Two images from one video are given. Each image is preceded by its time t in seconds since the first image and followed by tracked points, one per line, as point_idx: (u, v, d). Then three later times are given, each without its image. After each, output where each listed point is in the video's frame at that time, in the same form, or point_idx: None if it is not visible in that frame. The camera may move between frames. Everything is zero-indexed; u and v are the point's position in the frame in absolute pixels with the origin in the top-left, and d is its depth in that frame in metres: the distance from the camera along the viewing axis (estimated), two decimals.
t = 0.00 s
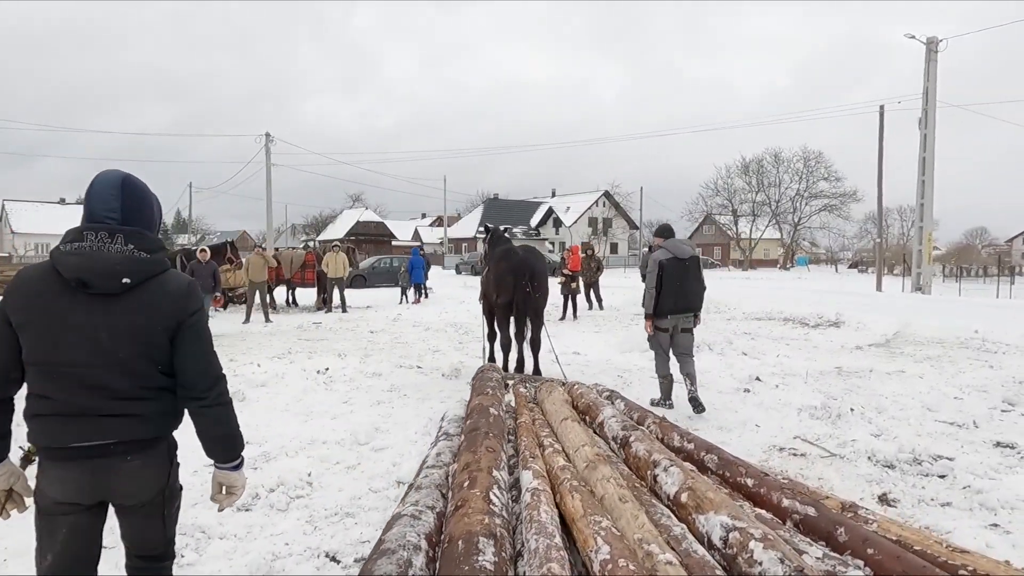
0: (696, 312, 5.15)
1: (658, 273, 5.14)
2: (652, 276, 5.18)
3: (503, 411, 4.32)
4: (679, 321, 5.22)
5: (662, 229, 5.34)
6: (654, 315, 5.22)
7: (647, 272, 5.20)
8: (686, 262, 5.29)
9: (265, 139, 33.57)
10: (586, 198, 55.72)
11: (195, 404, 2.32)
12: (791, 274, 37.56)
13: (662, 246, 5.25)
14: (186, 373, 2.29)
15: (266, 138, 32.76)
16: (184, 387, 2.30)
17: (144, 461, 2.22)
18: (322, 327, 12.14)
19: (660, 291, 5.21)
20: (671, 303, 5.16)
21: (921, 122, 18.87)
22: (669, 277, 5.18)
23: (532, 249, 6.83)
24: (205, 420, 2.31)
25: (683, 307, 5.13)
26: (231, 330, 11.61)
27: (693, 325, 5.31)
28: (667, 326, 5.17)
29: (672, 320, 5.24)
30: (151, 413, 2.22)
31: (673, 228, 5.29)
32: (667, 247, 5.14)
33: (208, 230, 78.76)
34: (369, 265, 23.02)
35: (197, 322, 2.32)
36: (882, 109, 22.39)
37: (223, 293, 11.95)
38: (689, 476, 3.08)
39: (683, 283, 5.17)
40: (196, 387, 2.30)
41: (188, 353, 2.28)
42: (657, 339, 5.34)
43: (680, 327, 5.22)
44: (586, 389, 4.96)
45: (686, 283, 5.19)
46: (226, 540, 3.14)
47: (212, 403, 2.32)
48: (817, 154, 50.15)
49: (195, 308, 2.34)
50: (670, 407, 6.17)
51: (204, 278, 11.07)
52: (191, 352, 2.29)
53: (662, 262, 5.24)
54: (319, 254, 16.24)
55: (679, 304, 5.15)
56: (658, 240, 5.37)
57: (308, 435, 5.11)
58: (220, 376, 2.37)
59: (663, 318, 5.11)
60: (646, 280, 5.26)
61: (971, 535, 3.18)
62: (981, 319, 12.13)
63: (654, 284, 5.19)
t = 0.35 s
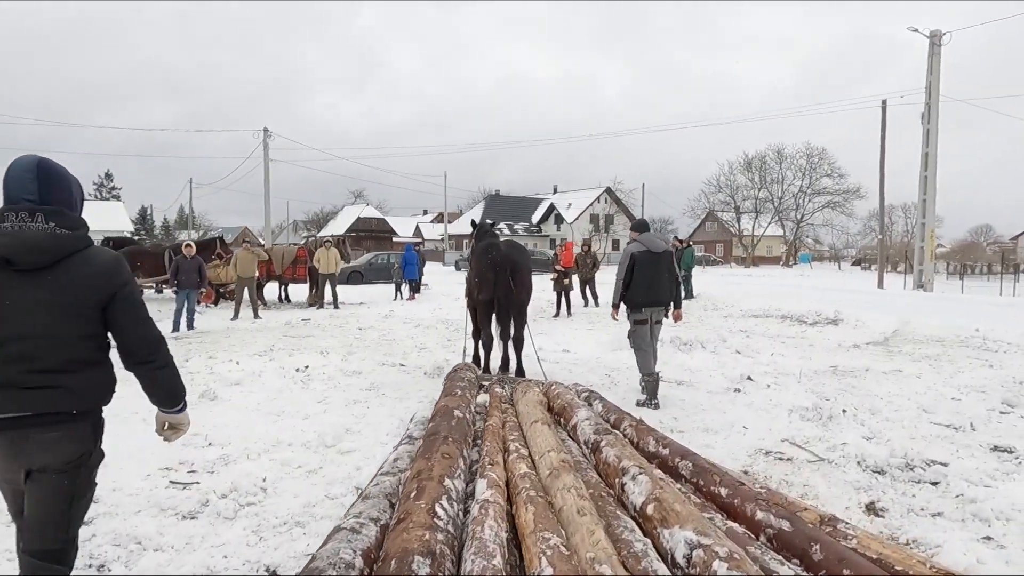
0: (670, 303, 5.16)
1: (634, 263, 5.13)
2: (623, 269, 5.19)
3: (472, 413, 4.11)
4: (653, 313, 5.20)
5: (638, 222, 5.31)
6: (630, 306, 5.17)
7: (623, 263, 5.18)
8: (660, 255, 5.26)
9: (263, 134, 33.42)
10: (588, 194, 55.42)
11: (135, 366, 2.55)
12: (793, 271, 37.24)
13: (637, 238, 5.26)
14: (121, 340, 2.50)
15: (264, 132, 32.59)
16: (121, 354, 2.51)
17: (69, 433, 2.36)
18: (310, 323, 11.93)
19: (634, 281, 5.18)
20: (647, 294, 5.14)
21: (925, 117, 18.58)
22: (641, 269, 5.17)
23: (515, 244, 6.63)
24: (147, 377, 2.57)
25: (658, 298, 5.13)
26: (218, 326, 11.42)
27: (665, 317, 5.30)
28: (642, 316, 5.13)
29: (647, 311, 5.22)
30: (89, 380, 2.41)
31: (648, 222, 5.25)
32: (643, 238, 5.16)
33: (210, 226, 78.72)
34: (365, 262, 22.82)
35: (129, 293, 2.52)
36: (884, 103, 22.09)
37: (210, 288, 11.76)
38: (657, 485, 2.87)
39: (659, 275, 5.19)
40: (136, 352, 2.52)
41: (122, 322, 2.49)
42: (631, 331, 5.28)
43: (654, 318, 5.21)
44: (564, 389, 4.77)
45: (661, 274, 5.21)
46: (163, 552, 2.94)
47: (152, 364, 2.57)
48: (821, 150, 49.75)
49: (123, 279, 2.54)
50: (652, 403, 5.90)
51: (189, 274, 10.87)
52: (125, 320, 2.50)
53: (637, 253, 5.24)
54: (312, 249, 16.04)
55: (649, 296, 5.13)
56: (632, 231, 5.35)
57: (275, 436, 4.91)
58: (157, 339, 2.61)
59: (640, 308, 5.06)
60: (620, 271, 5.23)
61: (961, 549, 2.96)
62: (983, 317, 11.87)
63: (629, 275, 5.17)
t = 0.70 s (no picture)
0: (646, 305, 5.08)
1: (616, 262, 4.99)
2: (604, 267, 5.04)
3: (437, 423, 3.92)
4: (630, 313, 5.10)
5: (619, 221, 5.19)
6: (608, 305, 5.03)
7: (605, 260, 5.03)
8: (639, 256, 5.17)
9: (263, 136, 33.52)
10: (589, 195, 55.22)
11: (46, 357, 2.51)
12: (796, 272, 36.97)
13: (620, 237, 5.13)
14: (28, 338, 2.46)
15: (263, 134, 32.51)
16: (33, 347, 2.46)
17: None
18: (298, 326, 11.76)
19: (614, 280, 5.05)
20: (626, 294, 5.03)
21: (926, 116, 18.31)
22: (621, 268, 5.05)
23: (493, 246, 6.50)
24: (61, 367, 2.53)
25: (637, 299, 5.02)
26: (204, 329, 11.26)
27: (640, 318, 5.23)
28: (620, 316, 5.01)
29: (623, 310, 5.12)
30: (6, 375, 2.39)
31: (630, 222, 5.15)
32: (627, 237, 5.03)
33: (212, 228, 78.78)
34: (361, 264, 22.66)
35: (39, 285, 2.46)
36: (885, 103, 21.87)
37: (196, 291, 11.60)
38: (616, 505, 2.67)
39: (638, 276, 5.07)
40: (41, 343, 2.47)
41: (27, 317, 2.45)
42: (606, 330, 5.14)
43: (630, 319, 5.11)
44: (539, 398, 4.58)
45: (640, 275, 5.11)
46: None
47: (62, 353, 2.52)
48: (823, 150, 49.45)
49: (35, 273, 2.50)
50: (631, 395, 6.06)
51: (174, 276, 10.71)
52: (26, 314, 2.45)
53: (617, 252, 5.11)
54: (304, 251, 15.88)
55: (628, 296, 5.03)
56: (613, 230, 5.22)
57: (238, 445, 4.72)
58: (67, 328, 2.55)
59: (618, 307, 4.94)
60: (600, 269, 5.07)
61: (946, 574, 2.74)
62: (985, 319, 11.61)
63: (609, 273, 5.03)
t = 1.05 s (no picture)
0: (619, 303, 5.07)
1: (588, 261, 4.96)
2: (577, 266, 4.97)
3: (398, 430, 3.75)
4: (601, 311, 5.09)
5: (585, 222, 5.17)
6: (580, 303, 5.01)
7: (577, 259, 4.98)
8: (607, 254, 5.18)
9: (265, 138, 33.53)
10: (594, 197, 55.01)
11: (9, 342, 2.87)
12: (802, 274, 36.63)
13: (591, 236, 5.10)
14: None
15: (265, 136, 32.53)
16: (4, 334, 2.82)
17: None
18: (289, 329, 11.64)
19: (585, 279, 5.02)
20: (598, 293, 5.01)
21: (930, 114, 18.06)
22: (593, 267, 5.01)
23: (472, 247, 6.39)
24: (25, 351, 2.88)
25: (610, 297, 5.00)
26: (194, 333, 11.17)
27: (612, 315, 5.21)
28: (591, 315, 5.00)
29: (595, 307, 5.08)
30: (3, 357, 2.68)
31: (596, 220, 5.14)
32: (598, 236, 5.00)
33: (219, 231, 79.07)
34: (361, 266, 22.58)
35: None
36: (889, 101, 21.59)
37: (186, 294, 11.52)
38: (564, 521, 2.50)
39: (610, 274, 5.05)
40: (0, 330, 2.81)
41: None
42: (576, 328, 5.14)
43: (602, 318, 5.09)
44: (510, 405, 4.42)
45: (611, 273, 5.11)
46: None
47: (23, 338, 2.86)
48: (830, 150, 49.08)
49: None
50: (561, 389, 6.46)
51: (162, 279, 10.64)
52: None
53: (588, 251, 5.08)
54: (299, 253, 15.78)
55: (601, 293, 5.01)
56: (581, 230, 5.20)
57: (199, 453, 4.57)
58: (29, 315, 2.91)
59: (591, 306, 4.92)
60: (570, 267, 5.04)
61: None
62: (989, 321, 11.36)
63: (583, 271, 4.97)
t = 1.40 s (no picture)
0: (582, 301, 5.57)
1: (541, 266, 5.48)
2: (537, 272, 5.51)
3: (364, 435, 3.57)
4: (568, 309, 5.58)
5: (538, 232, 5.69)
6: (544, 306, 5.53)
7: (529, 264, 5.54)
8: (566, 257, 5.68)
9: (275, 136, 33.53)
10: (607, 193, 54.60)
11: None
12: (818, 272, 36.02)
13: (542, 242, 5.62)
14: None
15: (276, 135, 32.54)
16: None
17: None
18: (288, 327, 11.52)
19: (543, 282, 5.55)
20: (559, 293, 5.52)
21: (948, 107, 17.57)
22: (552, 271, 5.55)
23: (455, 246, 6.27)
24: None
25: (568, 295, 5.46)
26: (193, 331, 11.09)
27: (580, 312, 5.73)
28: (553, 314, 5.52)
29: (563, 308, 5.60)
30: None
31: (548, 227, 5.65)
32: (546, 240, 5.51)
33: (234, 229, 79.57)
34: (369, 264, 22.46)
35: None
36: (905, 94, 21.09)
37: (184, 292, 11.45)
38: (515, 540, 2.31)
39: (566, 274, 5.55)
40: None
41: None
42: (545, 327, 5.66)
43: (568, 315, 5.58)
44: (490, 408, 4.24)
45: (569, 272, 5.61)
46: None
47: None
48: (847, 146, 48.31)
49: None
50: (535, 388, 6.52)
51: (159, 278, 10.58)
52: None
53: (545, 257, 5.62)
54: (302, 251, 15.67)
55: (565, 293, 5.53)
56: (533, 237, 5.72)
57: (168, 457, 4.41)
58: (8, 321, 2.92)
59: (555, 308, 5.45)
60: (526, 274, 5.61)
61: None
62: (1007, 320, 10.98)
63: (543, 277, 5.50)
